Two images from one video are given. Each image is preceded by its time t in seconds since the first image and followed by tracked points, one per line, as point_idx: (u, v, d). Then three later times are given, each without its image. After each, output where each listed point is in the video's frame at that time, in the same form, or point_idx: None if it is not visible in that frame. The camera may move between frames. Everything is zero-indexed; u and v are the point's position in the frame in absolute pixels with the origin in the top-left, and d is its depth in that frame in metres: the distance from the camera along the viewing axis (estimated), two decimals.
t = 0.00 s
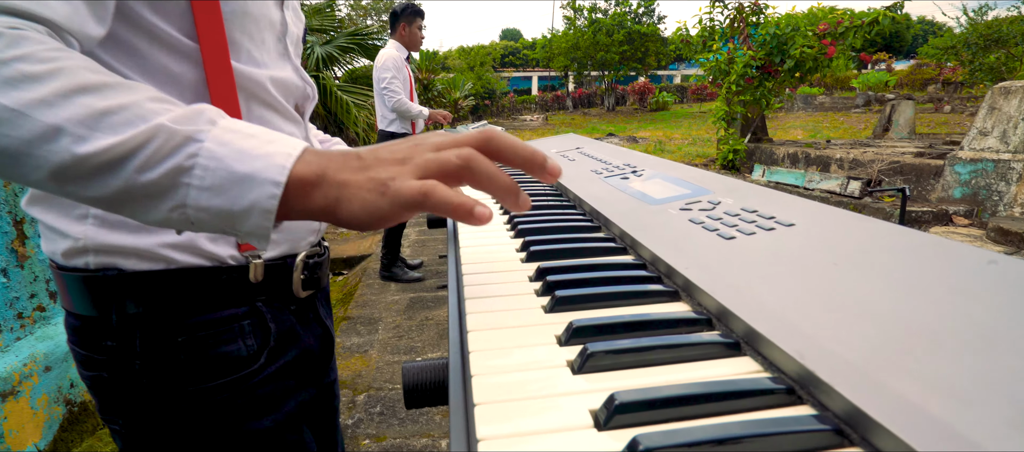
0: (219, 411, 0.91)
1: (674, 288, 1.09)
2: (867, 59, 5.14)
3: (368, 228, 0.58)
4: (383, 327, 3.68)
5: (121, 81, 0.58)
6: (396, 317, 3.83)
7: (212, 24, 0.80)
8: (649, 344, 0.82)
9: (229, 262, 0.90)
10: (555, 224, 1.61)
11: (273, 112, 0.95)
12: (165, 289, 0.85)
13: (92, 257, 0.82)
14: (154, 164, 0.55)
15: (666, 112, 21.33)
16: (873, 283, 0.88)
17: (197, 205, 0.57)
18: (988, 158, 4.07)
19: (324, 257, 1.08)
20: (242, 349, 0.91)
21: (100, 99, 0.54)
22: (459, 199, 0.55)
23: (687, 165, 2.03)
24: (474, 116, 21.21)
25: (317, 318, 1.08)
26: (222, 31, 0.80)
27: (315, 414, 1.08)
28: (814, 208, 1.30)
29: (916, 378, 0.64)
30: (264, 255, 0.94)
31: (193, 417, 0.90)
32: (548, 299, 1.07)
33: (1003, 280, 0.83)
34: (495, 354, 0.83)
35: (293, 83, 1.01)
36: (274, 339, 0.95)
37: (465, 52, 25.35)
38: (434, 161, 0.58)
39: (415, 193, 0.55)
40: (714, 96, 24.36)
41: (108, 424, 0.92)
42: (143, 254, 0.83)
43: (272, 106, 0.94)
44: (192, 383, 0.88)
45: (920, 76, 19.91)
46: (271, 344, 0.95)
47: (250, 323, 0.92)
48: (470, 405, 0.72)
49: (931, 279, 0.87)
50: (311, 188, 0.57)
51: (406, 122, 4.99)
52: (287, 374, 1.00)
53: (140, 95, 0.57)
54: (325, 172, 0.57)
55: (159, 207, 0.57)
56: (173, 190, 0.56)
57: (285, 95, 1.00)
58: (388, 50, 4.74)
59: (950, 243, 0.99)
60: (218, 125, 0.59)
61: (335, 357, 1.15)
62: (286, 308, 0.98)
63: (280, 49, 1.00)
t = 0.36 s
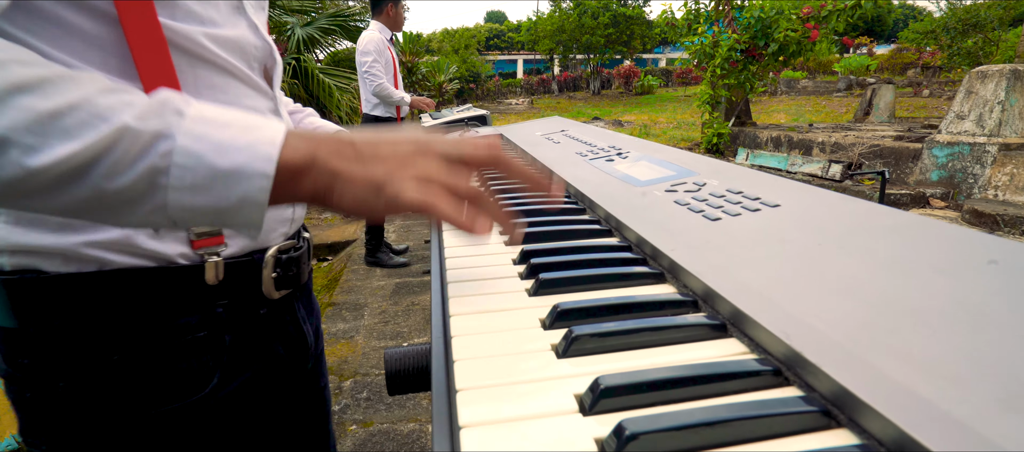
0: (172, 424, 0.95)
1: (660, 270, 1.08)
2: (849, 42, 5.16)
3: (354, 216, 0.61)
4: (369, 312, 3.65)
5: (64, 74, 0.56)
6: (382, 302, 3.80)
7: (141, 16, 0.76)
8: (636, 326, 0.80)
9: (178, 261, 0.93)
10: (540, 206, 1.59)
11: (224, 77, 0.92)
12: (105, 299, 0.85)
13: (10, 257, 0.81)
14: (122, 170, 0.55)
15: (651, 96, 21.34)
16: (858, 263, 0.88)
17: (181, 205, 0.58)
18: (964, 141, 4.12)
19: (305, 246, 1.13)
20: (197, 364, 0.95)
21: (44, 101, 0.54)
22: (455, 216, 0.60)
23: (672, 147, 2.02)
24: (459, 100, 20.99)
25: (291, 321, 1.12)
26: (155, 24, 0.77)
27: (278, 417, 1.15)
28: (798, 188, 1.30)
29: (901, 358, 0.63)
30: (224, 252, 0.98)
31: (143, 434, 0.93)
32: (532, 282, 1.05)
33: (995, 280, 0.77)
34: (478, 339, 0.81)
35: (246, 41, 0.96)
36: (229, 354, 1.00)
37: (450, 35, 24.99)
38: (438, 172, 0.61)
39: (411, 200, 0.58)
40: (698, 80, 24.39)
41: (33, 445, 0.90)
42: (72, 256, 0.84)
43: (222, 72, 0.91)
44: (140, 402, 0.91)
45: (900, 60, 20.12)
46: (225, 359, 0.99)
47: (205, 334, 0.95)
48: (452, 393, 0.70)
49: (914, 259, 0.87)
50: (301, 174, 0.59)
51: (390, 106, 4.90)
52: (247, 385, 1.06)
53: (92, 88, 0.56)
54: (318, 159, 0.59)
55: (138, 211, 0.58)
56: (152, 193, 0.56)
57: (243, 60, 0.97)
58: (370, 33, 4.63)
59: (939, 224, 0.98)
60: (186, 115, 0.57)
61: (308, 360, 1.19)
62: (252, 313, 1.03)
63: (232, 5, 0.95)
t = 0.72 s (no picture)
0: (170, 434, 0.87)
1: (656, 256, 1.07)
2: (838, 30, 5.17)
3: (334, 266, 0.69)
4: (359, 301, 3.63)
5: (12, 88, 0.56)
6: (372, 291, 3.78)
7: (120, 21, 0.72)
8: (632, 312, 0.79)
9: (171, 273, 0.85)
10: (532, 193, 1.58)
11: (205, 63, 0.89)
12: (89, 306, 0.75)
13: None
14: (86, 205, 0.59)
15: (640, 84, 21.30)
16: (854, 249, 0.87)
17: (140, 244, 0.64)
18: (949, 128, 4.17)
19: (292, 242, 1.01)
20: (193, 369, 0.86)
21: None
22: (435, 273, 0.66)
23: (664, 134, 2.01)
24: (448, 87, 20.81)
25: (277, 320, 1.08)
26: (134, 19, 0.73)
27: (269, 418, 1.10)
28: (791, 174, 1.30)
29: (898, 342, 0.63)
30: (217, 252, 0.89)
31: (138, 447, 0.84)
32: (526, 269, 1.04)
33: (987, 280, 0.74)
34: (475, 327, 0.79)
35: (222, 26, 0.94)
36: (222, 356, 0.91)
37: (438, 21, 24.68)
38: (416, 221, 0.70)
39: (394, 253, 0.65)
40: (688, 67, 24.37)
41: None
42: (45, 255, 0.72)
43: (203, 58, 0.88)
44: (138, 412, 0.82)
45: (887, 49, 20.24)
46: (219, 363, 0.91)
47: (199, 339, 0.86)
48: (450, 382, 0.69)
49: (907, 244, 0.86)
50: (280, 216, 0.68)
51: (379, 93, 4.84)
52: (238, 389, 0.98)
53: (44, 112, 0.58)
54: (297, 201, 0.68)
55: (91, 247, 0.63)
56: (110, 229, 0.62)
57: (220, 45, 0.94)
58: (356, 19, 4.51)
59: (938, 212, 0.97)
60: (154, 147, 0.63)
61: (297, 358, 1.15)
62: (240, 312, 0.95)
63: None
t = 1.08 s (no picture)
0: (191, 409, 0.87)
1: (660, 248, 1.06)
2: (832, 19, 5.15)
3: (362, 241, 0.67)
4: (354, 293, 3.61)
5: (32, 59, 0.54)
6: (367, 282, 3.76)
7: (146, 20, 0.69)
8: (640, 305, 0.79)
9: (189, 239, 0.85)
10: (532, 184, 1.57)
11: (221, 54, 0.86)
12: (118, 278, 0.74)
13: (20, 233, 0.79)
14: (105, 175, 0.56)
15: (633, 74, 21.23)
16: (859, 241, 0.87)
17: (164, 219, 0.60)
18: (940, 119, 4.18)
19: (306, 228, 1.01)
20: (211, 346, 0.85)
21: (12, 91, 0.52)
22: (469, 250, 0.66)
23: (663, 124, 2.00)
24: (440, 77, 20.65)
25: (291, 301, 1.03)
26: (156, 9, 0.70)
27: (288, 399, 1.08)
28: (793, 165, 1.29)
29: (909, 334, 0.62)
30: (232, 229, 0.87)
31: (158, 424, 0.85)
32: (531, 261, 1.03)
33: (989, 281, 0.71)
34: (481, 320, 0.78)
35: (235, 18, 0.91)
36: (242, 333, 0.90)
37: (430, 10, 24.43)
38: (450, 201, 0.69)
39: (432, 230, 0.65)
40: (681, 57, 24.31)
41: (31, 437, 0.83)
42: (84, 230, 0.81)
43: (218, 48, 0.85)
44: (159, 386, 0.81)
45: (879, 39, 20.27)
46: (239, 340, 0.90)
47: (219, 316, 0.85)
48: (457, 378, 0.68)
49: (914, 236, 0.86)
50: (307, 192, 0.65)
51: (373, 83, 4.78)
52: (256, 368, 0.96)
53: (68, 82, 0.55)
54: (325, 179, 0.65)
55: (115, 221, 0.59)
56: (134, 203, 0.58)
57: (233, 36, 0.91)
58: (345, 7, 4.42)
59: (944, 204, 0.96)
60: (177, 120, 0.59)
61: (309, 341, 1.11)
62: (258, 290, 0.93)
63: None
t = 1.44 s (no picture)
0: (195, 389, 0.87)
1: (672, 242, 1.04)
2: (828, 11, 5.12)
3: (373, 197, 0.61)
4: (351, 286, 3.58)
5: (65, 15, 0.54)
6: (364, 276, 3.73)
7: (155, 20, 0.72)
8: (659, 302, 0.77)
9: (184, 227, 0.86)
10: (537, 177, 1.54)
11: (220, 54, 0.84)
12: (116, 260, 0.79)
13: (21, 225, 0.75)
14: (122, 121, 0.53)
15: (628, 66, 21.14)
16: (878, 236, 0.85)
17: (179, 168, 0.57)
18: (934, 111, 4.16)
19: (302, 217, 1.03)
20: (206, 324, 0.86)
21: (44, 39, 0.52)
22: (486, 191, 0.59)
23: (667, 116, 1.97)
24: (435, 69, 20.51)
25: (290, 286, 1.03)
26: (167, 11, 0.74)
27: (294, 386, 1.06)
28: (804, 158, 1.27)
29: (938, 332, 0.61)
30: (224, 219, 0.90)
31: (162, 405, 0.86)
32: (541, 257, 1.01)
33: (986, 281, 0.70)
34: (495, 318, 0.77)
35: (246, 21, 0.90)
36: (242, 310, 0.91)
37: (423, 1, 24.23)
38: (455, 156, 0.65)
39: (441, 174, 0.60)
40: (676, 49, 24.23)
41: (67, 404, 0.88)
42: (80, 224, 0.77)
43: (217, 48, 0.83)
44: (157, 364, 0.84)
45: (873, 31, 20.24)
46: (239, 317, 0.91)
47: (214, 296, 0.87)
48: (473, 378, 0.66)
49: (934, 231, 0.84)
50: (317, 144, 0.59)
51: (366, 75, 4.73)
52: (259, 348, 0.96)
53: (94, 34, 0.54)
54: (334, 130, 0.60)
55: (132, 173, 0.56)
56: (151, 150, 0.55)
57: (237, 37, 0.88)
58: None
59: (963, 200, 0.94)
60: (195, 72, 0.57)
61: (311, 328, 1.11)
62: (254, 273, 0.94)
63: None
